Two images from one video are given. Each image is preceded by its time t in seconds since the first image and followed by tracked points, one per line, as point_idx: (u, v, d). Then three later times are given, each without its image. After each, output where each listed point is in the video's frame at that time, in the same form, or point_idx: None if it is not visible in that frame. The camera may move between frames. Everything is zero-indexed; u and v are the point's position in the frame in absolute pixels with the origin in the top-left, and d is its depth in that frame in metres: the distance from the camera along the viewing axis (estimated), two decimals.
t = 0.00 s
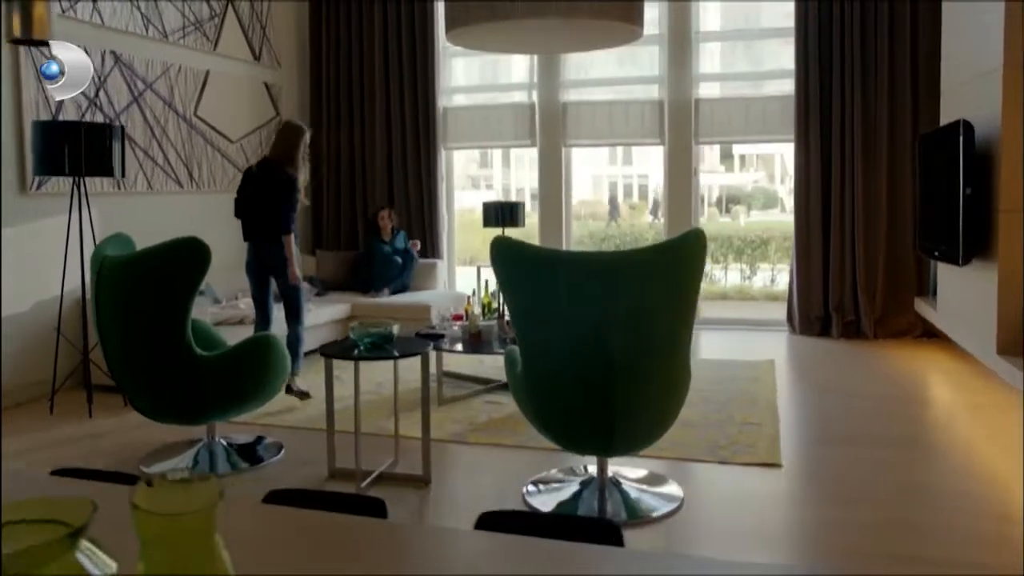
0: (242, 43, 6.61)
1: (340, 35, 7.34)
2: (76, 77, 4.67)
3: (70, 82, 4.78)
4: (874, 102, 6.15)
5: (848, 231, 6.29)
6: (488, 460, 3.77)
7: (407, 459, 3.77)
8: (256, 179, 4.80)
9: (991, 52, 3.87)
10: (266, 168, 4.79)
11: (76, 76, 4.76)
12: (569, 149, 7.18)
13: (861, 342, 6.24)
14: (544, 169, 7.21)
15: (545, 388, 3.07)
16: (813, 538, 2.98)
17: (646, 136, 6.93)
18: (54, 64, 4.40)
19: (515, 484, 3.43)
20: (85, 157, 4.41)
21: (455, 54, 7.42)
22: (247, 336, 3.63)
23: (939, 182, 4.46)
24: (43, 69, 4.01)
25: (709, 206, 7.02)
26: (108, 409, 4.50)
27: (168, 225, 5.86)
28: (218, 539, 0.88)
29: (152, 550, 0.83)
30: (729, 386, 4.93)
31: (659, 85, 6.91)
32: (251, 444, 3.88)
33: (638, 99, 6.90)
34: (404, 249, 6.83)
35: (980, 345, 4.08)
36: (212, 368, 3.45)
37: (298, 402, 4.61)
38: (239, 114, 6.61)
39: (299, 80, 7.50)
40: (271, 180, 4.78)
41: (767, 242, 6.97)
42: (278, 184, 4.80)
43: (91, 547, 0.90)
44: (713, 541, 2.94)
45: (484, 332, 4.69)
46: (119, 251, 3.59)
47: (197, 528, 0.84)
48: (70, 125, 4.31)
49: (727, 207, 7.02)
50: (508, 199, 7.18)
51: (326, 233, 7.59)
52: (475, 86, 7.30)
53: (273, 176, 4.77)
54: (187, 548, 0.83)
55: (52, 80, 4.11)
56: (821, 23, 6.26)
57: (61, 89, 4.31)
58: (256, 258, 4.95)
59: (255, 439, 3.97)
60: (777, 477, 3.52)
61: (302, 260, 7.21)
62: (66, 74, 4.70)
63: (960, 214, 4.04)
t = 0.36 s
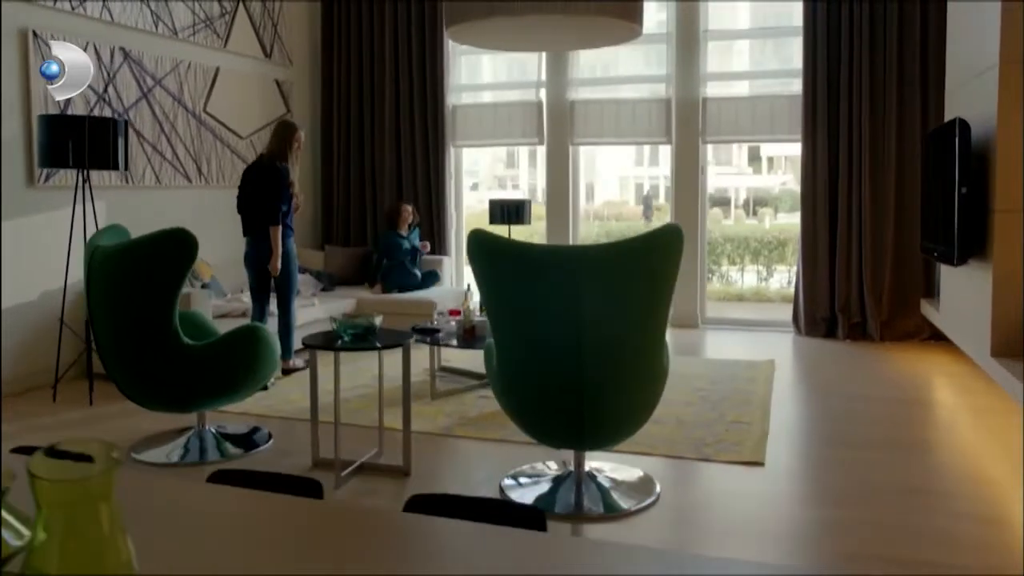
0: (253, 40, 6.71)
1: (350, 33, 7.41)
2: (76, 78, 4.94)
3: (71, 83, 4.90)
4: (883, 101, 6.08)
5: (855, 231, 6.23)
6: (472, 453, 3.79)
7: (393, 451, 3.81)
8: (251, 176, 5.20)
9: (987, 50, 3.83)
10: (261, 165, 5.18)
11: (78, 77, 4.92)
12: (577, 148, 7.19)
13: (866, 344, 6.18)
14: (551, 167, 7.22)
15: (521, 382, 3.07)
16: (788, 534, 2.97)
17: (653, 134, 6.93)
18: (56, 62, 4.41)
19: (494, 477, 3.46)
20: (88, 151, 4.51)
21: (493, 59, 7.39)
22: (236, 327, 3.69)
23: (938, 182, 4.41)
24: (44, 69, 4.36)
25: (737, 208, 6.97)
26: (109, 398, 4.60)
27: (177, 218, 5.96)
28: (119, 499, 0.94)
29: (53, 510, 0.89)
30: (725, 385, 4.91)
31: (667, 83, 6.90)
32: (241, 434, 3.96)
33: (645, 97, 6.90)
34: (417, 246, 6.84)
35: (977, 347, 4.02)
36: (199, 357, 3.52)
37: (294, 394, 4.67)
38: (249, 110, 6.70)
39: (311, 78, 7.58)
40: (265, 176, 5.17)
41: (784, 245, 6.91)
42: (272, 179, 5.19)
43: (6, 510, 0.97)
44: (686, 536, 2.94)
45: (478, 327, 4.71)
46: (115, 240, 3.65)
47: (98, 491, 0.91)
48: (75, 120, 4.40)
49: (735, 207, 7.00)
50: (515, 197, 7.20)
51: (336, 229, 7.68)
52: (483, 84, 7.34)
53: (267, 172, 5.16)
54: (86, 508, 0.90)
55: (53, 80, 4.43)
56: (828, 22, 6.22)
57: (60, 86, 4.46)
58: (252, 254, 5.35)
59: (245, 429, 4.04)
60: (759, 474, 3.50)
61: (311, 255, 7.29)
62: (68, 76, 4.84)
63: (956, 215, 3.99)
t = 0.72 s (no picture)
0: (265, 35, 6.77)
1: (363, 29, 7.46)
2: (76, 78, 5.02)
3: (72, 83, 5.02)
4: (894, 100, 6.01)
5: (865, 231, 6.14)
6: (458, 447, 3.81)
7: (378, 444, 3.83)
8: (262, 169, 5.28)
9: (989, 48, 3.75)
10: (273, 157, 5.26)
11: (78, 77, 5.03)
12: (586, 144, 7.20)
13: (874, 346, 6.09)
14: (560, 163, 7.24)
15: (496, 376, 3.07)
16: (758, 533, 2.94)
17: (662, 132, 6.92)
18: (56, 62, 4.86)
19: (475, 471, 3.46)
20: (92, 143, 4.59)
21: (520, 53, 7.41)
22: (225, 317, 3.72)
23: (941, 183, 4.33)
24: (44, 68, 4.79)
25: (764, 208, 6.90)
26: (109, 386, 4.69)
27: (185, 211, 6.04)
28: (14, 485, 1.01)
29: None
30: (722, 385, 4.87)
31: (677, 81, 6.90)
32: (231, 423, 4.01)
33: (654, 95, 6.90)
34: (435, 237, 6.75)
35: (975, 350, 3.95)
36: (188, 346, 3.55)
37: (290, 386, 4.71)
38: (260, 104, 6.77)
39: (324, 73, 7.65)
40: (276, 168, 5.24)
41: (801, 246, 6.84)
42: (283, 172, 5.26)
43: None
44: (656, 533, 2.93)
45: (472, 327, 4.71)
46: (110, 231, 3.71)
47: None
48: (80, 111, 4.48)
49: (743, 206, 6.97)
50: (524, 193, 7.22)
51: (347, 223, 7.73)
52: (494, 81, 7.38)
53: (278, 164, 5.23)
54: None
55: (53, 78, 4.86)
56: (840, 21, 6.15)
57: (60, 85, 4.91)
58: (263, 245, 5.40)
59: (237, 419, 4.09)
60: (742, 474, 3.47)
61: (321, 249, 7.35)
62: (67, 75, 4.96)
63: (955, 215, 3.92)
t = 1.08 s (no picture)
0: (278, 36, 6.83)
1: (377, 30, 7.50)
2: (76, 78, 5.16)
3: (72, 82, 5.16)
4: (910, 100, 5.89)
5: (878, 235, 6.04)
6: (446, 447, 3.81)
7: (368, 444, 3.84)
8: (274, 170, 5.32)
9: (995, 46, 3.66)
10: (287, 154, 5.30)
11: (78, 77, 5.17)
12: (598, 145, 7.18)
13: (886, 352, 5.97)
14: (571, 163, 7.22)
15: (477, 377, 3.04)
16: (735, 538, 2.91)
17: (674, 133, 6.90)
18: (56, 63, 4.99)
19: (459, 472, 3.46)
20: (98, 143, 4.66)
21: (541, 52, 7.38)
22: (218, 315, 3.76)
23: (948, 184, 4.23)
24: (44, 69, 4.92)
25: (798, 210, 6.76)
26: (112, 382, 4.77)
27: (196, 211, 6.12)
28: None
29: None
30: (723, 389, 4.82)
31: (688, 81, 6.85)
32: (224, 420, 4.05)
33: (666, 96, 6.86)
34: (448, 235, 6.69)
35: (979, 357, 3.85)
36: (180, 343, 3.58)
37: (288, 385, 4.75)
38: (273, 104, 6.83)
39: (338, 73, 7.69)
40: (289, 169, 5.29)
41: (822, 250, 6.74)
42: (296, 171, 5.32)
43: None
44: (632, 537, 2.91)
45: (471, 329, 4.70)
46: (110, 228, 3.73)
47: None
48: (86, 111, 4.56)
49: (756, 208, 6.91)
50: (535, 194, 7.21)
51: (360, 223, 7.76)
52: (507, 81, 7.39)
53: (291, 165, 5.28)
54: None
55: (53, 78, 5.01)
56: (855, 20, 6.06)
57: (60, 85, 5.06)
58: (277, 239, 5.46)
59: (231, 417, 4.13)
60: (729, 479, 3.43)
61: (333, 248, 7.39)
62: (68, 76, 5.12)
63: (960, 218, 3.83)
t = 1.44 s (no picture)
0: (287, 41, 6.85)
1: (387, 34, 7.50)
2: (76, 78, 5.16)
3: (72, 83, 5.15)
4: (923, 102, 5.77)
5: (890, 242, 5.91)
6: (435, 455, 3.77)
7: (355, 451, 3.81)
8: (281, 175, 5.33)
9: (1002, 46, 3.54)
10: (292, 159, 5.30)
11: (78, 77, 5.16)
12: (606, 148, 7.15)
13: (899, 361, 5.84)
14: (581, 167, 7.20)
15: (454, 385, 2.98)
16: (715, 551, 2.83)
17: (683, 136, 6.85)
18: (56, 62, 4.98)
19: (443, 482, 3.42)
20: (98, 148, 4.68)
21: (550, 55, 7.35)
22: (206, 320, 3.75)
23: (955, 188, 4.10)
24: (45, 69, 4.93)
25: (827, 214, 6.64)
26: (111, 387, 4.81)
27: (202, 215, 6.14)
28: None
29: None
30: (726, 397, 4.72)
31: (698, 83, 6.80)
32: (214, 426, 4.05)
33: (675, 99, 6.82)
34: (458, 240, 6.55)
35: (985, 367, 3.73)
36: (166, 349, 3.57)
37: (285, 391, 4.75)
38: (281, 109, 6.85)
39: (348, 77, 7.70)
40: (294, 174, 5.27)
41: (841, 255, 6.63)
42: (300, 177, 5.30)
43: None
44: (608, 550, 2.84)
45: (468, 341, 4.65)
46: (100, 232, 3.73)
47: None
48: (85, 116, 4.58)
49: (785, 213, 6.78)
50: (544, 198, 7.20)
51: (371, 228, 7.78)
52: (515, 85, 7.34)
53: (295, 170, 5.26)
54: None
55: (53, 78, 5.00)
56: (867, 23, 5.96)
57: (60, 85, 5.05)
58: (281, 244, 5.46)
59: (223, 423, 4.13)
60: (717, 492, 3.35)
61: (342, 253, 7.38)
62: (67, 75, 5.11)
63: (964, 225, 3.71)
